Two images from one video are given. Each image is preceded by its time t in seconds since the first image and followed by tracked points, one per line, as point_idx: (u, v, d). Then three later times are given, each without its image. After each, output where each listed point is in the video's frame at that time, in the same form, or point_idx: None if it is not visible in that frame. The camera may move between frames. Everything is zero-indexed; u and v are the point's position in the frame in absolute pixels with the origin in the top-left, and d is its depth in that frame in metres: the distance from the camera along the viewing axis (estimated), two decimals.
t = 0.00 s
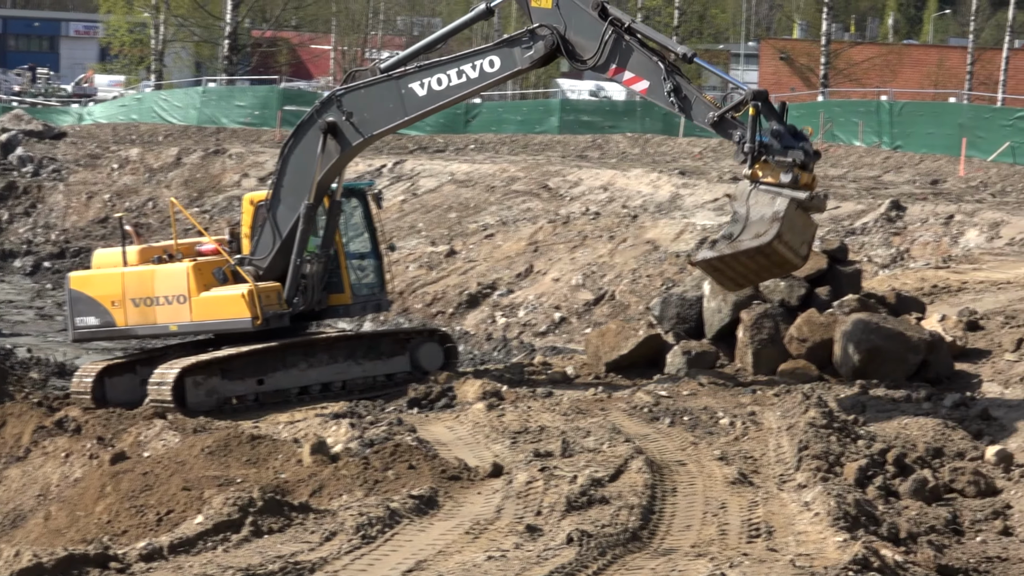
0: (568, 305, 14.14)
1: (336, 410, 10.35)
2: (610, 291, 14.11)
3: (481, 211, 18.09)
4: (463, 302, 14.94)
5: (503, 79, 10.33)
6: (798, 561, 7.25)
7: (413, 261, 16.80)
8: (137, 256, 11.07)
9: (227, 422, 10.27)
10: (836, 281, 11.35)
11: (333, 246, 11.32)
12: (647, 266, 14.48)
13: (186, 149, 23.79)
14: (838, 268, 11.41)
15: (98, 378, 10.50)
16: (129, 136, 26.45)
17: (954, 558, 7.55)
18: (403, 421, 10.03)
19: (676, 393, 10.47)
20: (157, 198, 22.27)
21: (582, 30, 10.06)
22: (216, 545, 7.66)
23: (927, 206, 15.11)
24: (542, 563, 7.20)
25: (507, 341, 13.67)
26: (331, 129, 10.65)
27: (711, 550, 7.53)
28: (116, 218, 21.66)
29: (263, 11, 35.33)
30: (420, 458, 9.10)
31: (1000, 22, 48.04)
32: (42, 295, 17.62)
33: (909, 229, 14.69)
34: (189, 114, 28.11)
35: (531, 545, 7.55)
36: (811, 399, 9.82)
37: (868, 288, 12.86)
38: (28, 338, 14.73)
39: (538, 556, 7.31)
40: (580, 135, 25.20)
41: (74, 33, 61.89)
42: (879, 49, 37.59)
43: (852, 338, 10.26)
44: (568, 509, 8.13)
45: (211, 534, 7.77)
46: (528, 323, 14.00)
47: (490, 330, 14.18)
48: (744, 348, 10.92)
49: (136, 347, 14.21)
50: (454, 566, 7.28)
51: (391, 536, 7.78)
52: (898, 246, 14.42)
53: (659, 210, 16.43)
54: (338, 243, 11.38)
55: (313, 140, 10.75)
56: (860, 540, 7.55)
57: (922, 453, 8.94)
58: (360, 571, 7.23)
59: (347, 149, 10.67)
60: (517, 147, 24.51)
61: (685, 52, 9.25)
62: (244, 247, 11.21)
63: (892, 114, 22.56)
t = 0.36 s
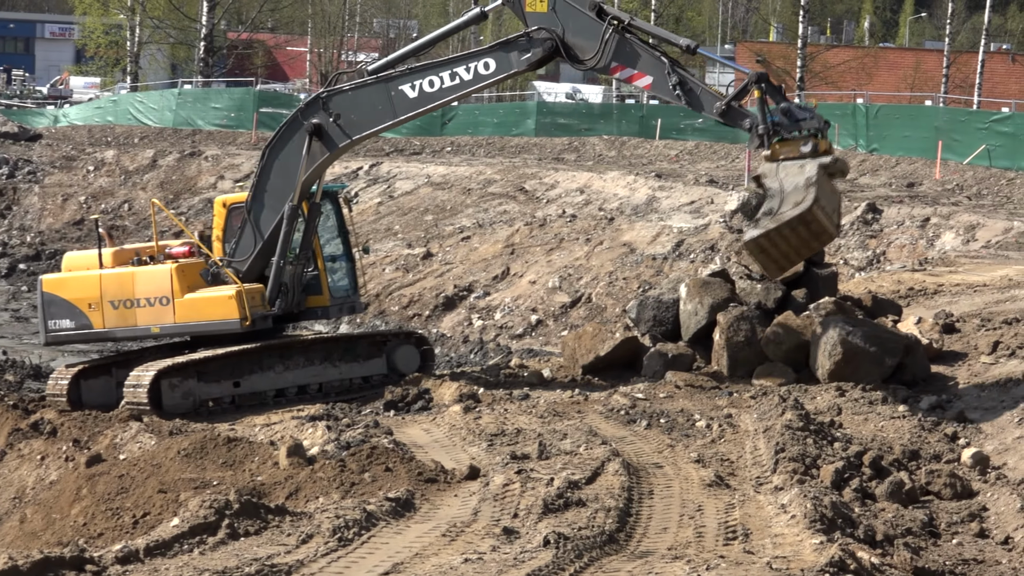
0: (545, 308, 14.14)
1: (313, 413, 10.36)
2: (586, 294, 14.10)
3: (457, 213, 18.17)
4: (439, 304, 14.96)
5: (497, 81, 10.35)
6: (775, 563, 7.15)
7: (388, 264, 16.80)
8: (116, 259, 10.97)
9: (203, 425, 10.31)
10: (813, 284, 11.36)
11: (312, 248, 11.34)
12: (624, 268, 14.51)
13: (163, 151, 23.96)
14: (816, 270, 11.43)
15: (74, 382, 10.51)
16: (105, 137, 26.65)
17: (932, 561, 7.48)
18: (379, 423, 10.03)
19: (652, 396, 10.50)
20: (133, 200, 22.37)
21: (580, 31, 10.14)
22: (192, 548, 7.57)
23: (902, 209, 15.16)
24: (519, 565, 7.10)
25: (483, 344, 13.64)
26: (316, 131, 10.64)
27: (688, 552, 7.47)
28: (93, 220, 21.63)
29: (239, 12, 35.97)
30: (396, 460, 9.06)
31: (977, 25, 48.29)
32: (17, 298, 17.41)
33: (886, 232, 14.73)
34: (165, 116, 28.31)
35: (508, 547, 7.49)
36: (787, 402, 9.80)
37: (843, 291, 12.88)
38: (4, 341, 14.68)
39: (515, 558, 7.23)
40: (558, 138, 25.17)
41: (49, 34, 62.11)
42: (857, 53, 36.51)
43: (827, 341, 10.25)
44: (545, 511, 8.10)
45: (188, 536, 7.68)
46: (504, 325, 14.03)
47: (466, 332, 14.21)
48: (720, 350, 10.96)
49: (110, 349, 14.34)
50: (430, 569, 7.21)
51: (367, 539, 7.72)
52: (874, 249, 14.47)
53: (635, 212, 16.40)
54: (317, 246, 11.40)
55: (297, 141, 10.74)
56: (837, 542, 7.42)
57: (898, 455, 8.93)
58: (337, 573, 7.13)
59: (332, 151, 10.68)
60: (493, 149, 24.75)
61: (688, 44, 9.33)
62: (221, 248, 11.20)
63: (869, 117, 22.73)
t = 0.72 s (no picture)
0: (546, 309, 14.13)
1: (314, 413, 10.35)
2: (588, 295, 14.09)
3: (458, 215, 18.18)
4: (440, 306, 14.96)
5: (511, 82, 10.39)
6: (777, 564, 7.15)
7: (389, 265, 16.79)
8: (120, 260, 10.93)
9: (204, 425, 10.30)
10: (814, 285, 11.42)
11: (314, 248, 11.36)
12: (625, 269, 14.51)
13: (163, 152, 24.00)
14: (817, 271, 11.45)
15: (75, 383, 10.49)
16: (105, 138, 26.64)
17: (933, 561, 7.46)
18: (381, 424, 10.03)
19: (653, 397, 10.51)
20: (133, 202, 22.36)
21: (596, 31, 10.11)
22: (193, 549, 7.57)
23: (904, 210, 15.16)
24: (520, 566, 7.10)
25: (484, 345, 13.62)
26: (324, 132, 10.64)
27: (689, 553, 7.47)
28: (93, 221, 21.60)
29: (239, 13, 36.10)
30: (397, 461, 9.06)
31: (977, 26, 48.21)
32: (18, 300, 17.33)
33: (886, 233, 14.73)
34: (165, 117, 28.25)
35: (509, 548, 7.49)
36: (789, 402, 9.79)
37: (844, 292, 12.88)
38: (6, 341, 14.72)
39: (517, 559, 7.23)
40: (558, 138, 25.21)
41: (50, 35, 61.97)
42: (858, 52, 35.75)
43: (829, 342, 10.26)
44: (546, 513, 8.09)
45: (189, 537, 7.70)
46: (505, 326, 14.03)
47: (467, 334, 14.21)
48: (721, 351, 10.98)
49: (109, 349, 14.34)
50: (431, 570, 7.20)
51: (368, 540, 7.72)
52: (875, 249, 14.47)
53: (636, 213, 16.39)
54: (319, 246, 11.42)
55: (303, 142, 10.74)
56: (839, 543, 7.42)
57: (899, 456, 8.92)
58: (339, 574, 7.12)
59: (340, 152, 10.70)
60: (493, 150, 24.74)
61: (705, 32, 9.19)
62: (221, 248, 11.25)
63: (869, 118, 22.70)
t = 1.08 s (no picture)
0: (553, 310, 14.13)
1: (320, 414, 10.35)
2: (594, 295, 14.08)
3: (465, 216, 18.18)
4: (447, 307, 14.97)
5: (524, 83, 10.49)
6: (783, 565, 7.15)
7: (396, 266, 16.79)
8: (129, 262, 10.92)
9: (210, 426, 10.30)
10: (821, 286, 11.39)
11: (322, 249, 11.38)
12: (632, 270, 14.50)
13: (170, 153, 24.04)
14: (823, 273, 11.44)
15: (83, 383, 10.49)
16: (112, 139, 26.66)
17: (939, 563, 7.46)
18: (387, 425, 10.03)
19: (660, 398, 10.51)
20: (139, 203, 22.38)
21: (611, 29, 10.15)
22: (200, 549, 7.58)
23: (911, 211, 15.17)
24: (526, 567, 7.09)
25: (491, 346, 13.62)
26: (334, 133, 10.70)
27: (695, 554, 7.47)
28: (99, 222, 21.61)
29: (245, 14, 36.13)
30: (404, 462, 9.07)
31: (983, 27, 48.11)
32: (25, 300, 17.32)
33: (894, 234, 14.72)
34: (172, 118, 28.41)
35: (515, 549, 7.49)
36: (796, 403, 9.79)
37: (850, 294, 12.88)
38: (13, 341, 14.74)
39: (523, 560, 7.23)
40: (565, 139, 25.19)
41: (57, 37, 61.97)
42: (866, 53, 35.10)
43: (836, 343, 10.27)
44: (552, 514, 8.10)
45: (195, 538, 7.70)
46: (512, 327, 14.03)
47: (474, 335, 14.22)
48: (727, 352, 10.98)
49: (116, 350, 14.36)
50: (437, 571, 7.19)
51: (374, 541, 7.72)
52: (882, 251, 14.45)
53: (643, 214, 16.39)
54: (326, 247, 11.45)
55: (314, 142, 10.79)
56: (845, 544, 7.42)
57: (905, 457, 8.91)
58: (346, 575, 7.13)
59: (351, 152, 10.76)
60: (500, 152, 24.73)
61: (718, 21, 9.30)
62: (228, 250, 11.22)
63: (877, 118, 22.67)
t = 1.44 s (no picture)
0: (553, 309, 14.12)
1: (320, 414, 10.33)
2: (595, 295, 14.07)
3: (465, 215, 18.17)
4: (447, 306, 14.96)
5: (526, 81, 10.52)
6: (783, 565, 7.15)
7: (397, 265, 16.79)
8: (131, 261, 10.92)
9: (210, 426, 10.30)
10: (821, 287, 11.39)
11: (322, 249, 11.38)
12: (632, 270, 14.49)
13: (170, 152, 24.04)
14: (824, 273, 11.42)
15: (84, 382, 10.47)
16: (113, 139, 26.65)
17: (939, 563, 7.45)
18: (388, 425, 10.03)
19: (660, 397, 10.50)
20: (140, 202, 22.37)
21: (614, 25, 10.16)
22: (200, 548, 7.58)
23: (912, 211, 15.16)
24: (526, 567, 7.09)
25: (491, 346, 13.61)
26: (336, 132, 10.70)
27: (696, 554, 7.47)
28: (100, 221, 21.62)
29: (246, 13, 36.11)
30: (404, 462, 9.07)
31: (983, 28, 48.06)
32: (26, 299, 17.31)
33: (894, 234, 14.72)
34: (173, 117, 28.40)
35: (515, 549, 7.49)
36: (797, 403, 9.79)
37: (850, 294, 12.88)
38: (13, 340, 14.72)
39: (523, 560, 7.23)
40: (566, 139, 25.13)
41: (58, 36, 61.99)
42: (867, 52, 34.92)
43: (836, 343, 10.27)
44: (552, 513, 8.10)
45: (196, 537, 7.70)
46: (512, 327, 14.03)
47: (474, 334, 14.21)
48: (727, 352, 10.98)
49: (115, 348, 14.36)
50: (437, 571, 7.19)
51: (374, 540, 7.72)
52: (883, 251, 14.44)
53: (643, 214, 16.39)
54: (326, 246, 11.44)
55: (316, 141, 10.77)
56: (845, 544, 7.42)
57: (906, 457, 8.91)
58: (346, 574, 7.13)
59: (353, 151, 10.76)
60: (501, 151, 24.71)
61: (720, 11, 9.31)
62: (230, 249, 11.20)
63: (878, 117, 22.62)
